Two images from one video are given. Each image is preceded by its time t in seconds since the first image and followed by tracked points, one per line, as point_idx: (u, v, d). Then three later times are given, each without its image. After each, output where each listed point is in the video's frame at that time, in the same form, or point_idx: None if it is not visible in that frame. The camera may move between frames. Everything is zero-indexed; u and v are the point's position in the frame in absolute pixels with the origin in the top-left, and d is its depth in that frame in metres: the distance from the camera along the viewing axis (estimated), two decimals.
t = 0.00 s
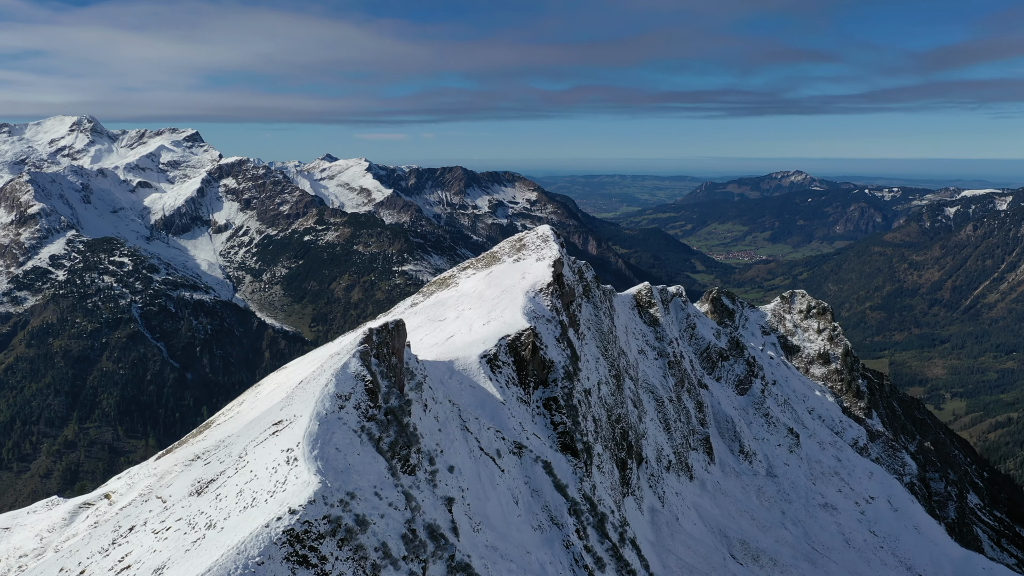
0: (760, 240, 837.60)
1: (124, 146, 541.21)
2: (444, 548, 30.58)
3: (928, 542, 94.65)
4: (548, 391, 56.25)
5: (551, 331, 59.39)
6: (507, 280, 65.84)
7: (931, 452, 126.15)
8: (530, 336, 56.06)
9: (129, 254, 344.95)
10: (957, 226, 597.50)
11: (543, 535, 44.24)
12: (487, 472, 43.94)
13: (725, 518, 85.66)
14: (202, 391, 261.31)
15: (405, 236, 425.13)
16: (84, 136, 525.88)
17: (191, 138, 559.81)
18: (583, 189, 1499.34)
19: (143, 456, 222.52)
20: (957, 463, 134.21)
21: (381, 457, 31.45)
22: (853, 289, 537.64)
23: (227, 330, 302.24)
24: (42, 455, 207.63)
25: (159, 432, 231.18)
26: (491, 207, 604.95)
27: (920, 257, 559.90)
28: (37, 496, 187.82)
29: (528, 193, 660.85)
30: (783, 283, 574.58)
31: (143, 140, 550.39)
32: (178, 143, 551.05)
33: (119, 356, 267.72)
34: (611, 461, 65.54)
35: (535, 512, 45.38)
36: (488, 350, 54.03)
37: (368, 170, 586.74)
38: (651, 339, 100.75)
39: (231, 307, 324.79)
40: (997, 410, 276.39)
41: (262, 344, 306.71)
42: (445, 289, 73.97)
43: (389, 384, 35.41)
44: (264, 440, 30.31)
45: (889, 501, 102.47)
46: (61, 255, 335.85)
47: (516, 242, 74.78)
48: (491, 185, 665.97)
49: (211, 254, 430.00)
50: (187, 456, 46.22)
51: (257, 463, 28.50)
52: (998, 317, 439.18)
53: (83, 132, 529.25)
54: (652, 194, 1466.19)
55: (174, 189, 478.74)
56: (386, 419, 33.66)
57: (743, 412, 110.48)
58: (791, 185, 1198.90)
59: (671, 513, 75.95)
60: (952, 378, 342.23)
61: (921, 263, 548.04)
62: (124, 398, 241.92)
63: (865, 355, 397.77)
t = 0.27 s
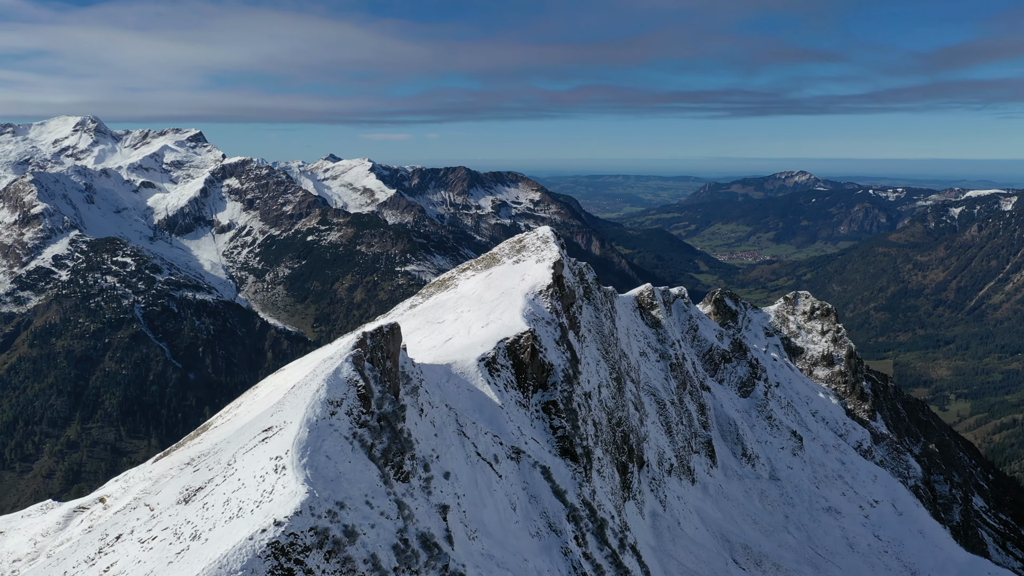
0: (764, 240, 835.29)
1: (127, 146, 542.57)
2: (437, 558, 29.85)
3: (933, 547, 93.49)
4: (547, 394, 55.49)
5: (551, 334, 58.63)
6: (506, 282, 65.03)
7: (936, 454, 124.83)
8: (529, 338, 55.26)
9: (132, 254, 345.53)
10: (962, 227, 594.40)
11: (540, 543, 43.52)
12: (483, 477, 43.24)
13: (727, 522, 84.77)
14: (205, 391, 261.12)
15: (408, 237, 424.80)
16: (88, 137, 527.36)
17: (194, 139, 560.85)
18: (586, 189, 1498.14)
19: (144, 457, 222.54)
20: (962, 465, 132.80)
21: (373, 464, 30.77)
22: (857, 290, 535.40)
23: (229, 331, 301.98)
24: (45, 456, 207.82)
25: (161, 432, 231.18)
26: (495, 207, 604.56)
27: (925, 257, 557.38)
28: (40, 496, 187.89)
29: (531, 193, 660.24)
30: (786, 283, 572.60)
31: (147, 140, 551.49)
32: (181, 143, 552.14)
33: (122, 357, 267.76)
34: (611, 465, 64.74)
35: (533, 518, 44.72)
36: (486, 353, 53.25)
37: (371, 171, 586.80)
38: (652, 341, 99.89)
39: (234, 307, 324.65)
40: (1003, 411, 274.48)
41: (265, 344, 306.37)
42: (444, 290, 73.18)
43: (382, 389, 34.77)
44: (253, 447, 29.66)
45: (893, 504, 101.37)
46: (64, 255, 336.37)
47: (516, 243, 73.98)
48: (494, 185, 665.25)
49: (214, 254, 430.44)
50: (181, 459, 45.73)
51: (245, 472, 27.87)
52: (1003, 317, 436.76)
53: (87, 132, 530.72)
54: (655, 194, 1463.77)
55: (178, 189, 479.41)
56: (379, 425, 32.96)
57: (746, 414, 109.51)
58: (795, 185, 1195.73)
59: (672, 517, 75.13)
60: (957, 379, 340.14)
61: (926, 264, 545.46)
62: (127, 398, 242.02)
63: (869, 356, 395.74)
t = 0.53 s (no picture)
0: (768, 241, 832.48)
1: (131, 146, 543.79)
2: (429, 570, 29.00)
3: (939, 553, 92.26)
4: (546, 398, 54.58)
5: (550, 337, 57.77)
6: (506, 285, 64.22)
7: (941, 457, 123.40)
8: (528, 342, 54.45)
9: (135, 255, 345.97)
10: (968, 227, 590.86)
11: (538, 551, 42.72)
12: (480, 484, 42.54)
13: (730, 527, 83.77)
14: (207, 392, 260.97)
15: (411, 237, 424.22)
16: (92, 137, 528.78)
17: (198, 139, 561.87)
18: (590, 189, 1496.19)
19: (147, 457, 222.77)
20: (967, 468, 131.33)
21: (364, 473, 30.00)
22: (862, 291, 532.72)
23: (232, 331, 301.80)
24: (48, 456, 208.02)
25: (164, 433, 231.27)
26: (498, 208, 603.90)
27: (930, 258, 554.33)
28: (43, 496, 188.20)
29: (535, 193, 659.56)
30: (790, 284, 570.29)
31: (151, 141, 552.58)
32: (185, 143, 553.06)
33: (125, 357, 267.90)
34: (612, 470, 63.82)
35: (531, 525, 43.87)
36: (484, 356, 52.48)
37: (374, 171, 586.69)
38: (654, 344, 98.96)
39: (237, 308, 324.46)
40: (1009, 413, 272.32)
41: (268, 345, 306.02)
42: (443, 292, 72.41)
43: (377, 395, 34.12)
44: (240, 455, 28.90)
45: (897, 509, 100.12)
46: (68, 256, 336.90)
47: (515, 245, 73.14)
48: (498, 185, 664.33)
49: (217, 254, 430.74)
50: (174, 463, 44.96)
51: (231, 481, 27.16)
52: (1008, 318, 433.66)
53: (91, 133, 532.10)
54: (659, 194, 1460.88)
55: (181, 189, 479.89)
56: (371, 432, 32.21)
57: (749, 417, 108.41)
58: (800, 186, 1191.69)
59: (674, 522, 74.21)
60: (962, 380, 338.00)
61: (931, 264, 542.33)
62: (130, 399, 242.10)
63: (873, 357, 393.31)
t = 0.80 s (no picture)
0: (772, 241, 830.00)
1: (134, 146, 545.03)
2: None
3: (943, 558, 91.19)
4: (545, 402, 53.82)
5: (549, 340, 57.04)
6: (505, 287, 63.49)
7: (946, 460, 122.19)
8: (526, 345, 53.74)
9: (138, 255, 346.44)
10: (973, 228, 587.88)
11: (535, 558, 42.00)
12: (477, 490, 41.82)
13: (732, 531, 82.82)
14: (209, 392, 260.95)
15: (414, 237, 423.79)
16: (95, 137, 530.09)
17: (201, 139, 562.82)
18: (593, 190, 1494.60)
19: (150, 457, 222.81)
20: (972, 470, 129.94)
21: (354, 481, 29.34)
22: (866, 291, 530.50)
23: (235, 331, 301.73)
24: (50, 456, 208.00)
25: (166, 433, 231.31)
26: (501, 208, 603.27)
27: (934, 258, 551.88)
28: (45, 496, 188.26)
29: (538, 193, 658.97)
30: (794, 284, 568.31)
31: (154, 141, 553.72)
32: (188, 143, 554.06)
33: (127, 357, 268.07)
34: (612, 473, 63.06)
35: (528, 532, 43.19)
36: (482, 360, 51.86)
37: (377, 171, 586.70)
38: (656, 346, 98.10)
39: (239, 308, 324.37)
40: (1014, 414, 270.41)
41: (270, 345, 305.87)
42: (442, 294, 71.75)
43: (369, 400, 33.48)
44: (228, 463, 28.27)
45: (902, 513, 98.97)
46: (70, 255, 337.33)
47: (515, 246, 72.40)
48: (501, 186, 663.64)
49: (220, 254, 431.15)
50: (167, 467, 44.34)
51: (217, 490, 26.52)
52: (1013, 319, 431.11)
53: (95, 133, 533.45)
54: (663, 194, 1458.59)
55: (184, 190, 480.49)
56: (363, 439, 31.49)
57: (751, 420, 107.43)
58: (804, 186, 1188.32)
59: (675, 527, 73.33)
60: (967, 381, 335.96)
61: (936, 265, 539.73)
62: (132, 399, 242.12)
63: (877, 358, 391.40)
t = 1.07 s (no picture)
0: (775, 241, 827.62)
1: (138, 147, 546.37)
2: None
3: (948, 563, 90.10)
4: (544, 406, 53.06)
5: (548, 342, 56.35)
6: (503, 289, 62.85)
7: (951, 462, 120.97)
8: (525, 347, 53.01)
9: (141, 255, 347.04)
10: (978, 228, 584.99)
11: (532, 565, 41.27)
12: (473, 496, 41.13)
13: (734, 536, 81.99)
14: (212, 392, 260.85)
15: (417, 238, 423.33)
16: (99, 138, 531.70)
17: (204, 139, 564.05)
18: (596, 190, 1492.89)
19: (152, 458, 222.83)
20: (977, 473, 128.71)
21: (345, 489, 28.65)
22: (870, 292, 528.30)
23: (237, 332, 301.62)
24: (53, 456, 207.92)
25: (169, 433, 231.47)
26: (504, 208, 602.62)
27: (939, 259, 549.46)
28: (48, 496, 188.18)
29: (541, 193, 658.35)
30: (798, 285, 566.33)
31: (157, 141, 554.80)
32: (191, 144, 555.46)
33: (130, 357, 268.10)
34: (612, 478, 62.30)
35: (525, 539, 42.52)
36: (480, 363, 51.23)
37: (381, 171, 586.62)
38: (658, 347, 97.35)
39: (242, 308, 324.26)
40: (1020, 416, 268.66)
41: (273, 346, 305.73)
42: (441, 296, 71.05)
43: (362, 405, 32.95)
44: (215, 470, 27.55)
45: (906, 516, 97.94)
46: (73, 256, 337.84)
47: (514, 247, 71.70)
48: (505, 186, 662.96)
49: (223, 255, 431.51)
50: (161, 470, 43.85)
51: (203, 499, 25.92)
52: (1019, 320, 428.53)
53: (98, 133, 535.07)
54: (666, 195, 1456.27)
55: (187, 190, 481.01)
56: (355, 445, 30.78)
57: (754, 423, 106.56)
58: (808, 186, 1185.08)
59: (677, 532, 72.52)
60: (971, 383, 334.07)
61: (940, 266, 537.25)
62: (134, 399, 242.13)
63: (881, 359, 389.67)
